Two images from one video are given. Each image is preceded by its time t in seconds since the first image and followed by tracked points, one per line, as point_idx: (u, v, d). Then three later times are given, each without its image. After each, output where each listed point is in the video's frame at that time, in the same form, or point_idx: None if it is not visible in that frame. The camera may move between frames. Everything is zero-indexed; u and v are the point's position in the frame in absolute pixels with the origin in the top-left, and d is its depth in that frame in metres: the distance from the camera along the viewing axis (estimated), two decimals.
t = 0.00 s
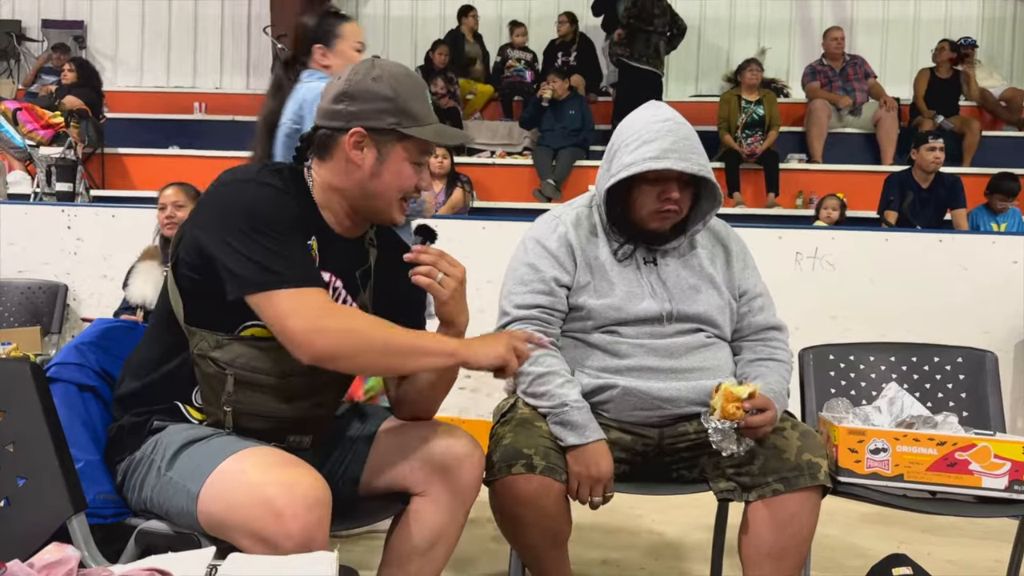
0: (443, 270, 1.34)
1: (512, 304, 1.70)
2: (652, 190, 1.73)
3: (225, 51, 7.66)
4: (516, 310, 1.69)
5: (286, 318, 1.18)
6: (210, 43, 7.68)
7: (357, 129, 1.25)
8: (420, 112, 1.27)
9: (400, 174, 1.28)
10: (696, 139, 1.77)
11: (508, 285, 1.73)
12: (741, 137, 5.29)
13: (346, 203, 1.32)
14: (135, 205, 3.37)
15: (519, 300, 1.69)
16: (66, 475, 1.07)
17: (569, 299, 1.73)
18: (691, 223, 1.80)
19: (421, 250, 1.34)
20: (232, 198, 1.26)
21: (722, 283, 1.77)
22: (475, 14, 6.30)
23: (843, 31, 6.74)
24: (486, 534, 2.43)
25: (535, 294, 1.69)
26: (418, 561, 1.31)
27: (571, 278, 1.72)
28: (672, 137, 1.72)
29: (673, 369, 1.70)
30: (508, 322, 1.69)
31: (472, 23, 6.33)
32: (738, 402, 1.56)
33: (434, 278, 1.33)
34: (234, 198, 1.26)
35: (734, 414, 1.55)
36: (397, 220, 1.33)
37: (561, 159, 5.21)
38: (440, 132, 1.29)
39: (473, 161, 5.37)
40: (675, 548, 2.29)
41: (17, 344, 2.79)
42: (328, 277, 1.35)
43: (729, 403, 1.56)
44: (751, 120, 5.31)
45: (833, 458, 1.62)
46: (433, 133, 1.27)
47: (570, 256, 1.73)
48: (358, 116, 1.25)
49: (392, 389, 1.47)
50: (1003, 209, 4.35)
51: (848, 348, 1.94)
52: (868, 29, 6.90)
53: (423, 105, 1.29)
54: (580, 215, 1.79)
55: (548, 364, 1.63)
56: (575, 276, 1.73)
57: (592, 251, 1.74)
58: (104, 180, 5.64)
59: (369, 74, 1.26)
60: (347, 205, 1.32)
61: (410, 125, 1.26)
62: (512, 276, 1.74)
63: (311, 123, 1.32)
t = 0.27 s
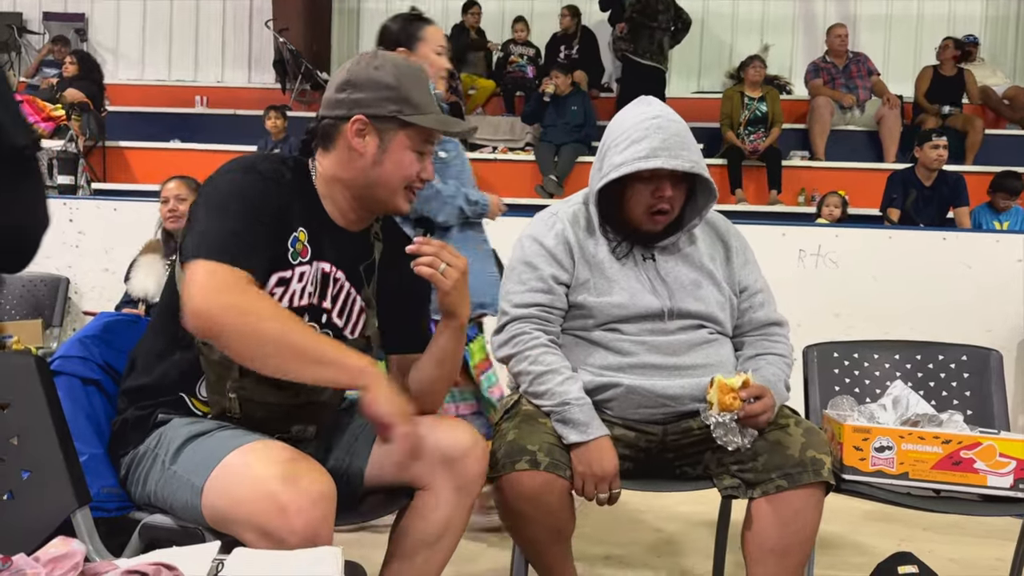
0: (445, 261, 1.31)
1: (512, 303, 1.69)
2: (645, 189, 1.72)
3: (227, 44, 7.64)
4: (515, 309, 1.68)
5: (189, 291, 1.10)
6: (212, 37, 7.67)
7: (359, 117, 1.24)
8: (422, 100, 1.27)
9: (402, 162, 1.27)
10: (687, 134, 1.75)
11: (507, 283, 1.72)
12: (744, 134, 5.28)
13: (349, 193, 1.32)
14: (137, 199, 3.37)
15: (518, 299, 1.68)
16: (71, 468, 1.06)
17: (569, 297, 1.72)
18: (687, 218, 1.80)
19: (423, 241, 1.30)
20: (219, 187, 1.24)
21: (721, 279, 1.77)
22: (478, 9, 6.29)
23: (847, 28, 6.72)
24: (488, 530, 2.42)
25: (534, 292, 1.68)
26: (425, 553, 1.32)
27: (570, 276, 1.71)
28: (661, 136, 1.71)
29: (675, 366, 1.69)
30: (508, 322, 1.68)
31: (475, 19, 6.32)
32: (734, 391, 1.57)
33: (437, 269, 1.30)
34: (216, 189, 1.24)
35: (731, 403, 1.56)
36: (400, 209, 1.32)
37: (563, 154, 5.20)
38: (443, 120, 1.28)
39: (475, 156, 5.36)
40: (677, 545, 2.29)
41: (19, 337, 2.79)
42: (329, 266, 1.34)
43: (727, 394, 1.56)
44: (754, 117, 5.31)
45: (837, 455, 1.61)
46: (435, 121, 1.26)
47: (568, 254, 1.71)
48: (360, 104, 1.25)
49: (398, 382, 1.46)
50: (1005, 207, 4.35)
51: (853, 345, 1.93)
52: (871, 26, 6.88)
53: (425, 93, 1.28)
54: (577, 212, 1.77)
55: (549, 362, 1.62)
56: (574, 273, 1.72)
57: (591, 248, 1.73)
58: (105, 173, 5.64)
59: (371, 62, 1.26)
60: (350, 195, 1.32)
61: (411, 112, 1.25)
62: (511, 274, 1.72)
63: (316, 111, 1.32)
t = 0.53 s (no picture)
0: (447, 257, 1.34)
1: (511, 302, 1.69)
2: (637, 184, 1.71)
3: (228, 40, 7.63)
4: (515, 308, 1.67)
5: (141, 269, 1.13)
6: (213, 33, 7.65)
7: (365, 115, 1.25)
8: (427, 101, 1.28)
9: (406, 162, 1.28)
10: (677, 126, 1.74)
11: (506, 282, 1.72)
12: (745, 132, 5.28)
13: (348, 189, 1.32)
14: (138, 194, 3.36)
15: (516, 298, 1.67)
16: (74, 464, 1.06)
17: (568, 294, 1.72)
18: (682, 212, 1.79)
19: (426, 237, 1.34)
20: (203, 173, 1.24)
21: (721, 275, 1.77)
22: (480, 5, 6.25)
23: (849, 27, 6.72)
24: (488, 527, 2.42)
25: (533, 290, 1.67)
26: (427, 549, 1.32)
27: (568, 273, 1.70)
28: (649, 130, 1.70)
29: (677, 363, 1.69)
30: (507, 321, 1.68)
31: (477, 16, 6.30)
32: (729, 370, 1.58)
33: (439, 264, 1.33)
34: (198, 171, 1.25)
35: (727, 381, 1.56)
36: (399, 207, 1.33)
37: (565, 152, 5.20)
38: (447, 122, 1.29)
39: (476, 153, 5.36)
40: (678, 543, 2.29)
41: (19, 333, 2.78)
42: (325, 260, 1.33)
43: (722, 372, 1.57)
44: (756, 115, 5.30)
45: (840, 454, 1.61)
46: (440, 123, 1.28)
47: (566, 251, 1.71)
48: (367, 102, 1.25)
49: (398, 378, 1.46)
50: (1007, 207, 4.34)
51: (856, 345, 1.93)
52: (873, 25, 6.87)
53: (431, 96, 1.29)
54: (573, 209, 1.76)
55: (549, 361, 1.61)
56: (572, 271, 1.71)
57: (588, 246, 1.73)
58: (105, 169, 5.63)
59: (379, 60, 1.26)
60: (348, 191, 1.32)
61: (417, 113, 1.26)
62: (509, 273, 1.72)
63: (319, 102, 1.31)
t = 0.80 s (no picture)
0: (441, 256, 1.34)
1: (508, 302, 1.68)
2: (630, 181, 1.71)
3: (228, 38, 7.62)
4: (512, 307, 1.67)
5: (147, 272, 1.14)
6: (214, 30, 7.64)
7: (361, 116, 1.25)
8: (423, 101, 1.28)
9: (402, 162, 1.28)
10: (667, 123, 1.73)
11: (503, 282, 1.72)
12: (745, 131, 5.27)
13: (345, 190, 1.32)
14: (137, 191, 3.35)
15: (514, 297, 1.67)
16: (73, 460, 1.06)
17: (565, 293, 1.72)
18: (676, 208, 1.79)
19: (421, 236, 1.34)
20: (199, 171, 1.23)
21: (717, 272, 1.77)
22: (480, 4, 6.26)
23: (849, 26, 6.71)
24: (487, 525, 2.42)
25: (530, 290, 1.67)
26: (428, 545, 1.32)
27: (565, 272, 1.70)
28: (638, 128, 1.69)
29: (675, 361, 1.69)
30: (505, 321, 1.68)
31: (478, 14, 6.29)
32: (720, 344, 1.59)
33: (432, 263, 1.33)
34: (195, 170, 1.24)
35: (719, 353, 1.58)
36: (397, 208, 1.34)
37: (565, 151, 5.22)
38: (443, 121, 1.29)
39: (476, 151, 5.36)
40: (677, 542, 2.29)
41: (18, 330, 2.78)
42: (320, 258, 1.34)
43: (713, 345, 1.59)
44: (756, 114, 5.30)
45: (839, 453, 1.61)
46: (436, 121, 1.28)
47: (562, 250, 1.70)
48: (362, 103, 1.25)
49: (397, 377, 1.47)
50: (1007, 206, 4.34)
51: (856, 344, 1.93)
52: (874, 25, 6.87)
53: (426, 94, 1.29)
54: (567, 208, 1.76)
55: (547, 359, 1.61)
56: (569, 269, 1.71)
57: (584, 244, 1.72)
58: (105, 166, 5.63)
59: (373, 59, 1.25)
60: (345, 191, 1.32)
61: (413, 112, 1.26)
62: (506, 272, 1.72)
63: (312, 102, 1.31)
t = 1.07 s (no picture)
0: (437, 259, 1.34)
1: (504, 302, 1.69)
2: (623, 182, 1.70)
3: (227, 37, 7.61)
4: (508, 308, 1.67)
5: (139, 273, 1.14)
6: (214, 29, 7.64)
7: (353, 112, 1.25)
8: (416, 96, 1.27)
9: (397, 159, 1.28)
10: (660, 125, 1.72)
11: (499, 282, 1.72)
12: (744, 131, 5.26)
13: (339, 188, 1.32)
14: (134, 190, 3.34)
15: (509, 298, 1.68)
16: (69, 458, 1.06)
17: (561, 293, 1.72)
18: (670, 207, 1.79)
19: (418, 239, 1.34)
20: (192, 173, 1.23)
21: (712, 271, 1.77)
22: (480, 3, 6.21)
23: (849, 26, 6.71)
24: (486, 524, 2.42)
25: (525, 290, 1.67)
26: (425, 544, 1.32)
27: (560, 272, 1.70)
28: (630, 130, 1.69)
29: (670, 361, 1.69)
30: (501, 321, 1.68)
31: (477, 14, 6.29)
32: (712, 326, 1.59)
33: (427, 265, 1.33)
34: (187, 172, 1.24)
35: (711, 335, 1.58)
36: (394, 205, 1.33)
37: (563, 150, 5.26)
38: (438, 117, 1.29)
39: (475, 151, 5.36)
40: (674, 542, 2.29)
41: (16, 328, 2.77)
42: (314, 258, 1.33)
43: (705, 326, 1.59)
44: (755, 114, 5.28)
45: (836, 454, 1.61)
46: (430, 117, 1.27)
47: (557, 250, 1.71)
48: (354, 100, 1.25)
49: (394, 376, 1.47)
50: (1005, 207, 4.35)
51: (854, 345, 1.93)
52: (873, 25, 6.87)
53: (419, 90, 1.29)
54: (562, 209, 1.76)
55: (543, 359, 1.62)
56: (564, 269, 1.71)
57: (579, 244, 1.73)
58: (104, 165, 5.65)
59: (364, 56, 1.26)
60: (339, 190, 1.32)
61: (406, 108, 1.26)
62: (502, 273, 1.72)
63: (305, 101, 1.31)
